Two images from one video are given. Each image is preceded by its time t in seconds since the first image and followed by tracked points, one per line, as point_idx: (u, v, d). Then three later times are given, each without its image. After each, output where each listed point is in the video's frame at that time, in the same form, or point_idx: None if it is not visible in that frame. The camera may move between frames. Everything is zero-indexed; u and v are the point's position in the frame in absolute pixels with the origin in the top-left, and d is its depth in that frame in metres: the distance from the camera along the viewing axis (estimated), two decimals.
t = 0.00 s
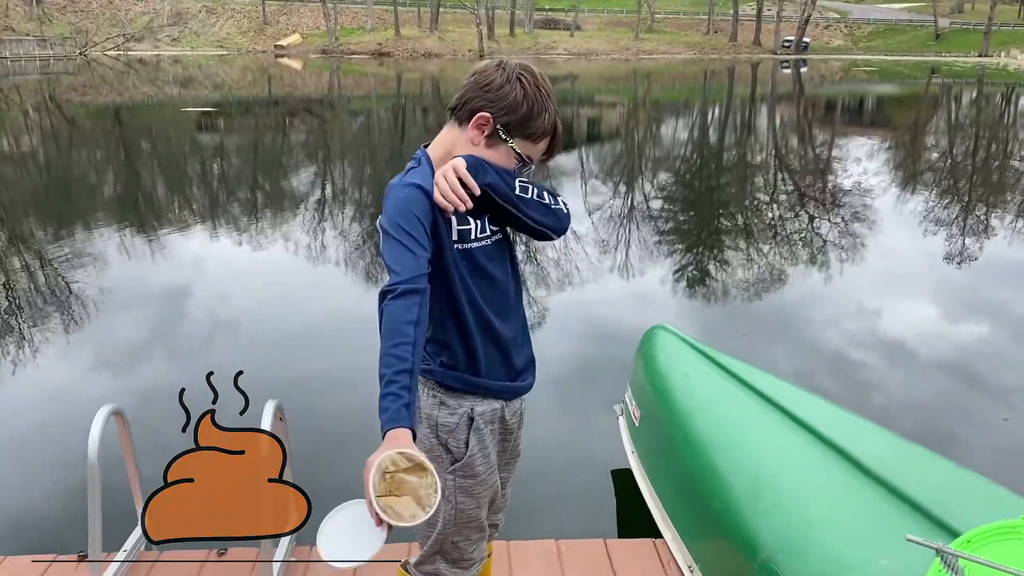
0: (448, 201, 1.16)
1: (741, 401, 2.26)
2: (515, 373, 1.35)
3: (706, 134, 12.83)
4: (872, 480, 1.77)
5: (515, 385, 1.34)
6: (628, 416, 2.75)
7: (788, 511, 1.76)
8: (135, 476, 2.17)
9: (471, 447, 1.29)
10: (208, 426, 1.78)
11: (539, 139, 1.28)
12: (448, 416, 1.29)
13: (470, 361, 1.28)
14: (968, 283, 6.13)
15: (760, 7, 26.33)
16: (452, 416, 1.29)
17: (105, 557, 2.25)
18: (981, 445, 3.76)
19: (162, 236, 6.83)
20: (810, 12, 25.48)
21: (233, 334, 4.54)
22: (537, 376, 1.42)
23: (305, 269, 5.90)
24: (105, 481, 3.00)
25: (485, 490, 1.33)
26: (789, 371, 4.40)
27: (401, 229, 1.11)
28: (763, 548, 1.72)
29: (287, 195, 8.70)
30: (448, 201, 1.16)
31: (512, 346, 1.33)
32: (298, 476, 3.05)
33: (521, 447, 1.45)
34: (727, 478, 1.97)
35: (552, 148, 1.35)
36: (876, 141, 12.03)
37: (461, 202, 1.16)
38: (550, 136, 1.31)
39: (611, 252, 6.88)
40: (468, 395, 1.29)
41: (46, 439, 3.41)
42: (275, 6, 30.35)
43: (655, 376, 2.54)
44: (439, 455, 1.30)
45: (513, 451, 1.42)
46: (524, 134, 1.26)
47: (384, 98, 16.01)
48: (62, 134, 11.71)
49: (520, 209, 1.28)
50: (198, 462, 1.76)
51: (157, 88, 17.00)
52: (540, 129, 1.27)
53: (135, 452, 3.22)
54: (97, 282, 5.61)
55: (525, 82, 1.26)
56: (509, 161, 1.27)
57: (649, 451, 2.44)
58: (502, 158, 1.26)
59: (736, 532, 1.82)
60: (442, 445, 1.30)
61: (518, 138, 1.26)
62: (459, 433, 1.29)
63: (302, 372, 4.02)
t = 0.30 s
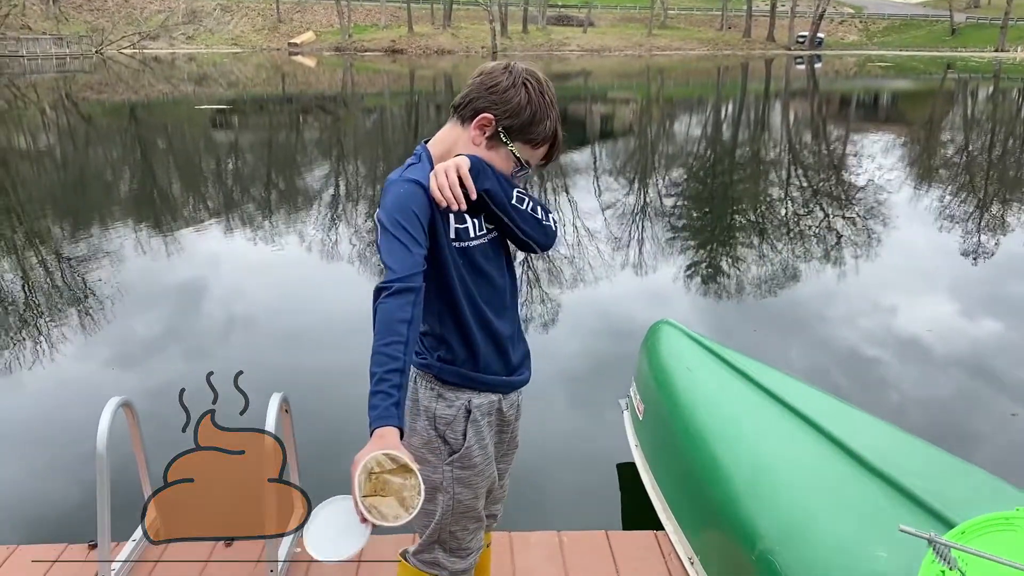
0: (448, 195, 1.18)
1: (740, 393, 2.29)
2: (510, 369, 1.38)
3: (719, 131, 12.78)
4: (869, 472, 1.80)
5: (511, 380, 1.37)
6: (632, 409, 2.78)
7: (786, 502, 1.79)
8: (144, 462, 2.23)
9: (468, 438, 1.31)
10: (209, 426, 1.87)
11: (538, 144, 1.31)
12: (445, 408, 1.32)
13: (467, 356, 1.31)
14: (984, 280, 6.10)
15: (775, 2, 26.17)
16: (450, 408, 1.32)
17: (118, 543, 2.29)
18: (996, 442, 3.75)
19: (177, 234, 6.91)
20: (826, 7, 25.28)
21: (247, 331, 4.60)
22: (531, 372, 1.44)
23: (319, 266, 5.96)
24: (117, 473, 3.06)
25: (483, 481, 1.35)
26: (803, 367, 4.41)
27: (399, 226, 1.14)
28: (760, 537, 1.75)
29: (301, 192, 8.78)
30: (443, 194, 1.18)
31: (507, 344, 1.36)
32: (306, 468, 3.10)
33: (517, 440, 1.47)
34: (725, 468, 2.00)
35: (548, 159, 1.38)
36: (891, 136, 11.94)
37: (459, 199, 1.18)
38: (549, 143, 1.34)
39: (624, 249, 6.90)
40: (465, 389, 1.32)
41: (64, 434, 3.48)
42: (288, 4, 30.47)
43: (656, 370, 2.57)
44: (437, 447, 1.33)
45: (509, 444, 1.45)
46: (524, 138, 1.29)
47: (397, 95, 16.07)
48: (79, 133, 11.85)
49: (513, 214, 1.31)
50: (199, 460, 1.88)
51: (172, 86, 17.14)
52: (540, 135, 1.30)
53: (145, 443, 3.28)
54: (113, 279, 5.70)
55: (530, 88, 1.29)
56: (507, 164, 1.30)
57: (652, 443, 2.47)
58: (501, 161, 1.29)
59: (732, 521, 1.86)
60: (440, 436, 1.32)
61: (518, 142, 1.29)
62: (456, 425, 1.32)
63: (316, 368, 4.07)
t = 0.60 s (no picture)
0: (451, 195, 1.22)
1: (744, 388, 2.31)
2: (509, 363, 1.41)
3: (733, 128, 12.73)
4: (870, 467, 1.82)
5: (509, 373, 1.40)
6: (638, 405, 2.80)
7: (785, 495, 1.81)
8: (156, 455, 2.27)
9: (467, 430, 1.35)
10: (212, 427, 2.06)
11: (539, 149, 1.34)
12: (445, 400, 1.35)
13: (466, 350, 1.34)
14: (1001, 278, 6.04)
15: None
16: (449, 400, 1.35)
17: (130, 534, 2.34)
18: (1012, 441, 3.74)
19: (192, 231, 7.00)
20: (841, 4, 25.08)
21: (261, 328, 4.66)
22: (530, 366, 1.48)
23: (332, 263, 6.02)
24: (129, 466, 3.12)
25: (482, 471, 1.38)
26: (816, 365, 4.41)
27: (402, 221, 1.17)
28: (759, 529, 1.77)
29: (315, 191, 8.84)
30: (447, 194, 1.21)
31: (507, 338, 1.39)
32: (317, 463, 3.15)
33: (517, 432, 1.50)
34: (727, 461, 2.03)
35: (551, 162, 1.41)
36: (906, 134, 11.86)
37: (461, 199, 1.22)
38: (550, 148, 1.37)
39: (637, 246, 6.90)
40: (463, 381, 1.35)
41: (81, 428, 3.54)
42: (302, 3, 30.62)
43: (661, 363, 2.60)
44: (436, 439, 1.36)
45: (509, 436, 1.48)
46: (526, 142, 1.32)
47: (411, 94, 16.13)
48: (96, 131, 11.98)
49: (512, 216, 1.34)
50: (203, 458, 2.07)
51: (187, 85, 17.28)
52: (542, 139, 1.33)
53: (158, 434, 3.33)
54: (128, 276, 5.78)
55: (535, 92, 1.32)
56: (509, 166, 1.33)
57: (657, 438, 2.50)
58: (503, 163, 1.32)
59: (731, 512, 1.89)
60: (440, 428, 1.36)
61: (521, 145, 1.32)
62: (456, 416, 1.35)
63: (329, 365, 4.12)
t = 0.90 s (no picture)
0: (452, 194, 1.23)
1: (748, 382, 2.33)
2: (510, 354, 1.43)
3: (744, 127, 12.70)
4: (871, 460, 1.83)
5: (510, 366, 1.43)
6: (643, 401, 2.82)
7: (788, 488, 1.82)
8: (168, 450, 2.31)
9: (467, 421, 1.37)
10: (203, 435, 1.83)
11: (537, 149, 1.34)
12: (446, 392, 1.37)
13: (467, 343, 1.36)
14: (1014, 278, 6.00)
15: None
16: (450, 392, 1.37)
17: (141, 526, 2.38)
18: None
19: (204, 230, 7.05)
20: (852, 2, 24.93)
21: (272, 326, 4.70)
22: (530, 359, 1.50)
23: (342, 262, 6.06)
24: (142, 459, 3.16)
25: (483, 462, 1.41)
26: (827, 365, 4.40)
27: (401, 220, 1.18)
28: (761, 521, 1.79)
29: (325, 190, 8.88)
30: (448, 193, 1.23)
31: (509, 332, 1.41)
32: (326, 460, 3.19)
33: (519, 425, 1.53)
34: (729, 454, 2.05)
35: (550, 160, 1.41)
36: (918, 132, 11.79)
37: (461, 200, 1.23)
38: (550, 147, 1.37)
39: (647, 246, 6.90)
40: (463, 374, 1.37)
41: (94, 425, 3.59)
42: (312, 3, 30.73)
43: (666, 359, 2.61)
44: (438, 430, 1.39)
45: (510, 427, 1.50)
46: (524, 141, 1.32)
47: (421, 92, 16.17)
48: (108, 131, 12.08)
49: (511, 216, 1.36)
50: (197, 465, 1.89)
51: (199, 84, 17.39)
52: (539, 139, 1.33)
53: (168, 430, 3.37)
54: (140, 274, 5.84)
55: (533, 92, 1.32)
56: (506, 166, 1.33)
57: (662, 434, 2.51)
58: (501, 162, 1.33)
59: (732, 505, 1.91)
60: (441, 419, 1.38)
61: (519, 145, 1.32)
62: (456, 408, 1.37)
63: (339, 363, 4.15)
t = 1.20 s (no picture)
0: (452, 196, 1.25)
1: (753, 379, 2.34)
2: (516, 348, 1.45)
3: (753, 127, 12.67)
4: (875, 456, 1.84)
5: (515, 360, 1.45)
6: (650, 399, 2.83)
7: (792, 484, 1.83)
8: (179, 446, 2.33)
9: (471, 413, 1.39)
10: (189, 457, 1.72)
11: (534, 144, 1.32)
12: (451, 384, 1.40)
13: (471, 337, 1.39)
14: None
15: None
16: (455, 384, 1.40)
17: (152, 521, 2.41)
18: None
19: (214, 230, 7.10)
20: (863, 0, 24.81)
21: (283, 326, 4.73)
22: (537, 353, 1.52)
23: (351, 261, 6.09)
24: (153, 454, 3.20)
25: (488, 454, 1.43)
26: (837, 365, 4.39)
27: (402, 224, 1.24)
28: (764, 515, 1.80)
29: (334, 190, 8.92)
30: (449, 195, 1.25)
31: (515, 326, 1.43)
32: (335, 460, 3.21)
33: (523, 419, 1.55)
34: (733, 451, 2.06)
35: (554, 155, 1.39)
36: (929, 132, 11.73)
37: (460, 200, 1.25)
38: (549, 141, 1.34)
39: (656, 245, 6.90)
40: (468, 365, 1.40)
41: (106, 424, 3.63)
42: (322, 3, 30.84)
43: (672, 357, 2.62)
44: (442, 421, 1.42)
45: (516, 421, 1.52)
46: (519, 138, 1.31)
47: (430, 92, 16.20)
48: (118, 131, 12.17)
49: (511, 217, 1.36)
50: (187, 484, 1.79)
51: (209, 84, 17.48)
52: (533, 136, 1.31)
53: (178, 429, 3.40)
54: (150, 274, 5.89)
55: (529, 86, 1.30)
56: (504, 164, 1.34)
57: (668, 430, 2.52)
58: (498, 160, 1.33)
59: (737, 501, 1.92)
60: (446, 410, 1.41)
61: (515, 143, 1.32)
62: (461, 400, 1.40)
63: (348, 362, 4.18)
